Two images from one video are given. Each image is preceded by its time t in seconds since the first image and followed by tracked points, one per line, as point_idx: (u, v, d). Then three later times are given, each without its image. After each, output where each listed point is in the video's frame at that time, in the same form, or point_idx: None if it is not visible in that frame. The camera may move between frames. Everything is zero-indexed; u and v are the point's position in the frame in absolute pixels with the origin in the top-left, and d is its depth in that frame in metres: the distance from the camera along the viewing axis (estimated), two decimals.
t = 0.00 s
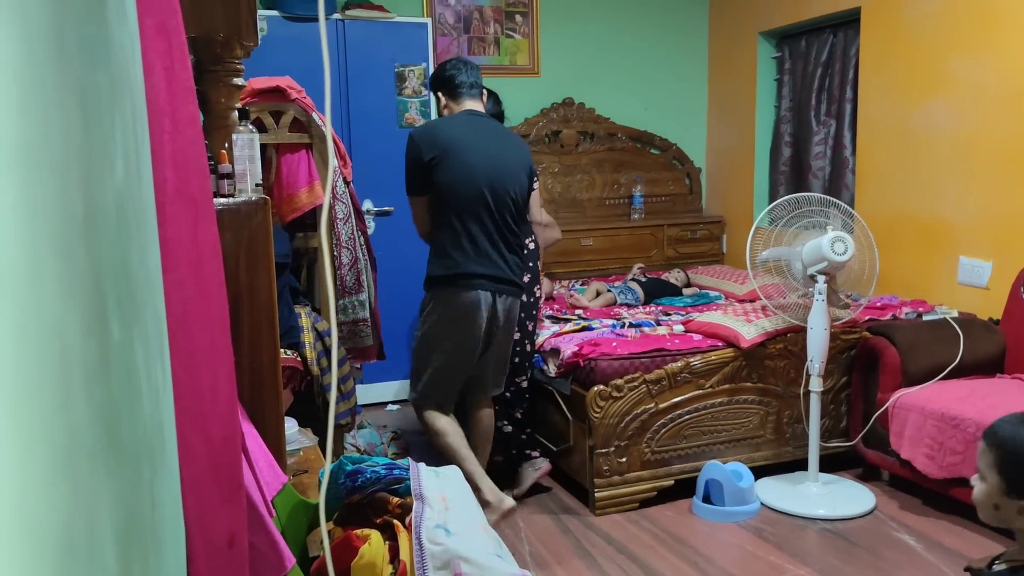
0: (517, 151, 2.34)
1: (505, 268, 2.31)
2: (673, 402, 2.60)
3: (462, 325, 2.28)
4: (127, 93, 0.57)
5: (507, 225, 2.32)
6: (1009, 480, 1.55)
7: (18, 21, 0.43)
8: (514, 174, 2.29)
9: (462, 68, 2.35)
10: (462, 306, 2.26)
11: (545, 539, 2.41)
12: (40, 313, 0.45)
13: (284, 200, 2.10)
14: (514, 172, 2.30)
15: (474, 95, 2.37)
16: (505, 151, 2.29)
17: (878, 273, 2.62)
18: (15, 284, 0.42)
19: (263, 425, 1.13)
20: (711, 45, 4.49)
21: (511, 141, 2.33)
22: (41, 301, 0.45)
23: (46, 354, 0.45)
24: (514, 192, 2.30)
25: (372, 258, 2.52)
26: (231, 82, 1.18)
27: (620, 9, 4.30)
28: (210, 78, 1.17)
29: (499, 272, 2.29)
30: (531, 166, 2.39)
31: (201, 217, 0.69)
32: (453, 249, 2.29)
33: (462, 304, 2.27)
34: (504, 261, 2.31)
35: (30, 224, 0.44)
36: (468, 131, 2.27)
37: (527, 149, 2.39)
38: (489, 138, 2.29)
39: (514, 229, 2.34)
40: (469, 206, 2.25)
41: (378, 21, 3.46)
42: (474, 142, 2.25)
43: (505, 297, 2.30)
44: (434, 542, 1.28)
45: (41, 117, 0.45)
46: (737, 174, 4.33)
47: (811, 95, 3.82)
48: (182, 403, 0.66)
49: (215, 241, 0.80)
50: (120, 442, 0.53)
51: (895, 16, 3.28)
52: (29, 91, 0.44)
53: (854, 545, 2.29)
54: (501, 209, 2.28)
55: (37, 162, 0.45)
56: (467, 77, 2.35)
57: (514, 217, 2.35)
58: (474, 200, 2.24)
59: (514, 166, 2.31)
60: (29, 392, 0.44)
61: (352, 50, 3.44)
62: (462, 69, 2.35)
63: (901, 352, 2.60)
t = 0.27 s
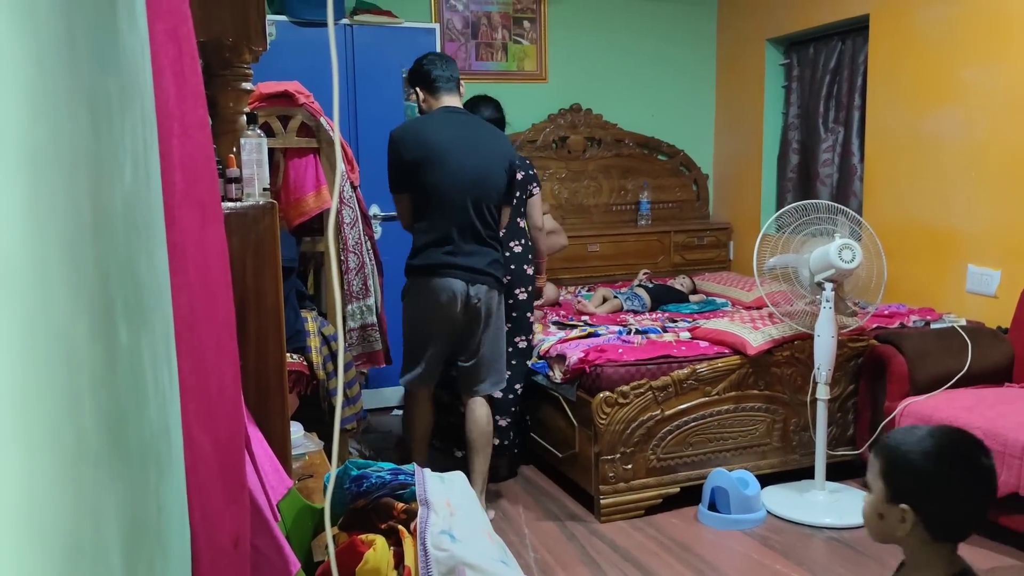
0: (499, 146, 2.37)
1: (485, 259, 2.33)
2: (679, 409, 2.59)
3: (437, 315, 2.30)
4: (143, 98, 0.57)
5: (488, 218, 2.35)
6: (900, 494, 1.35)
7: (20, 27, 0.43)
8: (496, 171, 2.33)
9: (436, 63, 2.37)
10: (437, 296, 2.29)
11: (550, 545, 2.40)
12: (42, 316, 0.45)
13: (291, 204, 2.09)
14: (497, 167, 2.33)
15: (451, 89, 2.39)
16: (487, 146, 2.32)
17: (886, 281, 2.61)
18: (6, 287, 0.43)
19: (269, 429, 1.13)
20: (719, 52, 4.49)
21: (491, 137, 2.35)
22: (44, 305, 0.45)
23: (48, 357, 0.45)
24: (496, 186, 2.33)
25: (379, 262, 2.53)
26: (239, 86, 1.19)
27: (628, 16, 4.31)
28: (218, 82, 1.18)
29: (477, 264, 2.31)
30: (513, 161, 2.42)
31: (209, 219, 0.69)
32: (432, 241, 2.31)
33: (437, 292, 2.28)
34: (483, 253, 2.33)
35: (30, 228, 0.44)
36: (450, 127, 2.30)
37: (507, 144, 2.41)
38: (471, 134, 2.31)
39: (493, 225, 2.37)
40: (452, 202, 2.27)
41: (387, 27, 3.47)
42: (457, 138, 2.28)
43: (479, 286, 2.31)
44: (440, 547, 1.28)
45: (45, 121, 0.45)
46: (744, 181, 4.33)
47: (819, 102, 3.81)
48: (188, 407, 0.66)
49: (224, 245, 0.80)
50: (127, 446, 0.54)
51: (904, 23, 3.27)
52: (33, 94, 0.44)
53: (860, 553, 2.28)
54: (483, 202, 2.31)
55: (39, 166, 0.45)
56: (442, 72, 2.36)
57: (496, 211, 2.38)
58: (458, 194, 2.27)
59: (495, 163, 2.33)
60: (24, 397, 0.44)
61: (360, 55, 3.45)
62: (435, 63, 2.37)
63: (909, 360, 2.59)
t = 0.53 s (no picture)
0: (466, 149, 2.50)
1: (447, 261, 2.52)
2: (682, 414, 2.59)
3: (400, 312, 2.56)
4: (150, 103, 0.58)
5: (450, 220, 2.52)
6: (813, 490, 1.35)
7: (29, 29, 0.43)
8: (457, 177, 2.48)
9: (413, 68, 2.54)
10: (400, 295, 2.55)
11: (553, 550, 2.40)
12: (48, 318, 0.45)
13: (296, 207, 2.11)
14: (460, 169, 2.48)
15: (427, 93, 2.56)
16: (449, 151, 2.47)
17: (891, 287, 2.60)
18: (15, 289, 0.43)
19: (273, 432, 1.13)
20: (724, 57, 4.49)
21: (456, 142, 2.49)
22: (53, 307, 0.45)
23: (56, 360, 0.46)
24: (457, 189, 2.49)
25: (386, 264, 2.53)
26: (245, 90, 1.19)
27: (634, 21, 4.31)
28: (224, 85, 1.18)
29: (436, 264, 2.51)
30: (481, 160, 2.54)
31: (215, 222, 0.69)
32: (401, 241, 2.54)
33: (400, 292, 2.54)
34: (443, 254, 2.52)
35: (39, 229, 0.44)
36: (416, 135, 2.49)
37: (474, 147, 2.52)
38: (434, 139, 2.49)
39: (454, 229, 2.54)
40: (412, 204, 2.49)
41: (392, 31, 3.48)
42: (420, 146, 2.47)
43: (441, 286, 2.51)
44: (442, 552, 1.28)
45: (54, 122, 0.46)
46: (749, 186, 4.33)
47: (824, 107, 3.81)
48: (192, 410, 0.67)
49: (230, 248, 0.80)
50: (132, 448, 0.54)
51: (909, 29, 3.27)
52: (43, 98, 0.45)
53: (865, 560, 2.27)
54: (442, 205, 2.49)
55: (46, 168, 0.45)
56: (416, 77, 2.54)
57: (463, 214, 2.55)
58: (418, 197, 2.48)
59: (456, 169, 2.48)
60: (33, 396, 0.44)
61: (365, 59, 3.46)
62: (411, 69, 2.54)
63: (914, 367, 2.58)
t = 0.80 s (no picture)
0: (449, 150, 2.54)
1: (433, 261, 2.59)
2: (686, 420, 2.58)
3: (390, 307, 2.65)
4: (153, 109, 0.58)
5: (431, 220, 2.58)
6: (779, 489, 1.35)
7: (40, 34, 0.44)
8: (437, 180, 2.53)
9: (420, 72, 2.58)
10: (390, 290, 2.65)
11: (555, 556, 2.39)
12: (55, 321, 0.45)
13: (300, 212, 2.12)
14: (439, 170, 2.53)
15: (429, 98, 2.61)
16: (429, 151, 2.52)
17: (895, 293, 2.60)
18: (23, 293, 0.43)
19: (276, 437, 1.13)
20: (728, 63, 4.50)
21: (438, 145, 2.54)
22: (58, 310, 0.45)
23: (62, 363, 0.46)
24: (435, 189, 2.54)
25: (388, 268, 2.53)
26: (249, 95, 1.20)
27: (637, 27, 4.31)
28: (229, 92, 1.18)
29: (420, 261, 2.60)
30: (464, 162, 2.57)
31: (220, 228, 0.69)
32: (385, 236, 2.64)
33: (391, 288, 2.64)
34: (424, 251, 2.59)
35: (47, 233, 0.44)
36: (402, 138, 2.56)
37: (456, 149, 2.55)
38: (417, 139, 2.55)
39: (440, 231, 2.60)
40: (392, 200, 2.58)
41: (397, 36, 3.49)
42: (402, 149, 2.54)
43: (431, 285, 2.58)
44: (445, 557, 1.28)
45: (60, 126, 0.46)
46: (752, 192, 4.32)
47: (828, 113, 3.81)
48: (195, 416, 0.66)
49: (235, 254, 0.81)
50: (135, 453, 0.54)
51: (913, 36, 3.27)
52: (50, 101, 0.45)
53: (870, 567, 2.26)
54: (419, 204, 2.55)
55: (54, 171, 0.45)
56: (423, 81, 2.58)
57: (446, 216, 2.60)
58: (397, 194, 2.56)
59: (436, 172, 2.53)
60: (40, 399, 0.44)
61: (370, 64, 3.47)
62: (419, 72, 2.58)
63: (918, 373, 2.58)
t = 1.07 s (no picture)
0: (473, 157, 2.56)
1: (453, 262, 2.63)
2: (693, 421, 2.58)
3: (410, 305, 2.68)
4: (161, 114, 0.59)
5: (450, 223, 2.61)
6: (770, 472, 1.40)
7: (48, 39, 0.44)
8: (458, 186, 2.55)
9: (455, 76, 2.61)
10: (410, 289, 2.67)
11: (563, 557, 2.39)
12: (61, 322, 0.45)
13: (307, 214, 2.12)
14: (459, 175, 2.55)
15: (459, 104, 2.63)
16: (453, 156, 2.55)
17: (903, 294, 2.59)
18: (28, 295, 0.43)
19: (284, 439, 1.14)
20: (734, 63, 4.49)
21: (462, 152, 2.55)
22: (66, 312, 0.46)
23: (69, 366, 0.46)
24: (454, 193, 2.56)
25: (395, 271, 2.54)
26: (257, 99, 1.20)
27: (643, 27, 4.31)
28: (235, 95, 1.19)
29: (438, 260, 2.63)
30: (487, 169, 2.58)
31: (227, 231, 0.70)
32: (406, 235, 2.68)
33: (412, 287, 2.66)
34: (441, 251, 2.63)
35: (53, 236, 0.45)
36: (427, 142, 2.59)
37: (481, 157, 2.57)
38: (441, 143, 2.57)
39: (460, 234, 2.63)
40: (412, 201, 2.61)
41: (402, 39, 3.50)
42: (426, 152, 2.57)
43: (451, 285, 2.62)
44: (453, 558, 1.28)
45: (68, 131, 0.46)
46: (759, 193, 4.32)
47: (835, 113, 3.80)
48: (204, 417, 0.67)
49: (243, 256, 0.81)
50: (144, 455, 0.54)
51: (920, 35, 3.26)
52: (57, 104, 0.45)
53: (878, 568, 2.25)
54: (437, 205, 2.58)
55: (61, 174, 0.45)
56: (456, 86, 2.61)
57: (465, 220, 2.62)
58: (417, 195, 2.60)
59: (458, 177, 2.55)
60: (46, 402, 0.44)
61: (375, 67, 3.48)
62: (453, 76, 2.61)
63: (926, 373, 2.57)
